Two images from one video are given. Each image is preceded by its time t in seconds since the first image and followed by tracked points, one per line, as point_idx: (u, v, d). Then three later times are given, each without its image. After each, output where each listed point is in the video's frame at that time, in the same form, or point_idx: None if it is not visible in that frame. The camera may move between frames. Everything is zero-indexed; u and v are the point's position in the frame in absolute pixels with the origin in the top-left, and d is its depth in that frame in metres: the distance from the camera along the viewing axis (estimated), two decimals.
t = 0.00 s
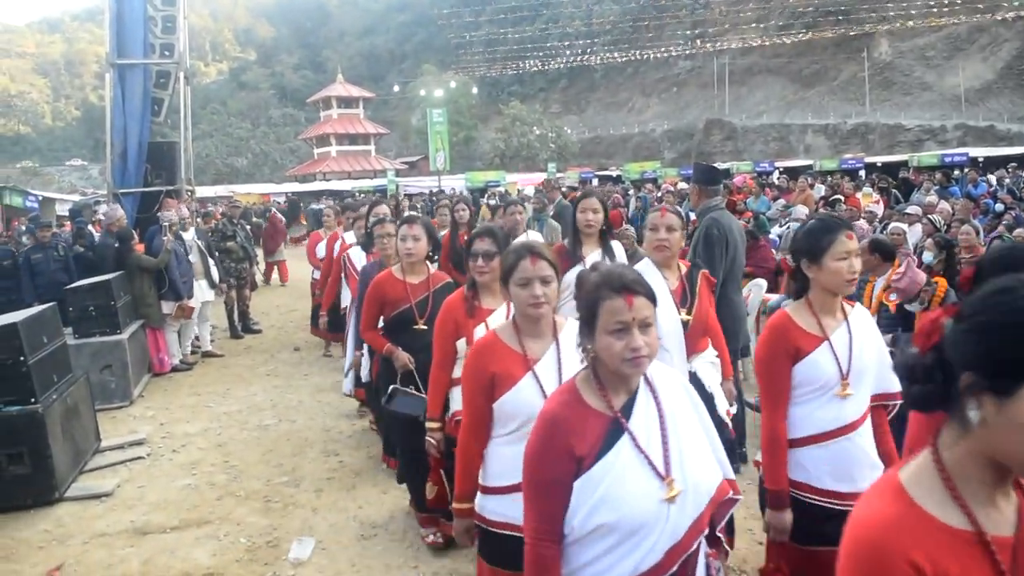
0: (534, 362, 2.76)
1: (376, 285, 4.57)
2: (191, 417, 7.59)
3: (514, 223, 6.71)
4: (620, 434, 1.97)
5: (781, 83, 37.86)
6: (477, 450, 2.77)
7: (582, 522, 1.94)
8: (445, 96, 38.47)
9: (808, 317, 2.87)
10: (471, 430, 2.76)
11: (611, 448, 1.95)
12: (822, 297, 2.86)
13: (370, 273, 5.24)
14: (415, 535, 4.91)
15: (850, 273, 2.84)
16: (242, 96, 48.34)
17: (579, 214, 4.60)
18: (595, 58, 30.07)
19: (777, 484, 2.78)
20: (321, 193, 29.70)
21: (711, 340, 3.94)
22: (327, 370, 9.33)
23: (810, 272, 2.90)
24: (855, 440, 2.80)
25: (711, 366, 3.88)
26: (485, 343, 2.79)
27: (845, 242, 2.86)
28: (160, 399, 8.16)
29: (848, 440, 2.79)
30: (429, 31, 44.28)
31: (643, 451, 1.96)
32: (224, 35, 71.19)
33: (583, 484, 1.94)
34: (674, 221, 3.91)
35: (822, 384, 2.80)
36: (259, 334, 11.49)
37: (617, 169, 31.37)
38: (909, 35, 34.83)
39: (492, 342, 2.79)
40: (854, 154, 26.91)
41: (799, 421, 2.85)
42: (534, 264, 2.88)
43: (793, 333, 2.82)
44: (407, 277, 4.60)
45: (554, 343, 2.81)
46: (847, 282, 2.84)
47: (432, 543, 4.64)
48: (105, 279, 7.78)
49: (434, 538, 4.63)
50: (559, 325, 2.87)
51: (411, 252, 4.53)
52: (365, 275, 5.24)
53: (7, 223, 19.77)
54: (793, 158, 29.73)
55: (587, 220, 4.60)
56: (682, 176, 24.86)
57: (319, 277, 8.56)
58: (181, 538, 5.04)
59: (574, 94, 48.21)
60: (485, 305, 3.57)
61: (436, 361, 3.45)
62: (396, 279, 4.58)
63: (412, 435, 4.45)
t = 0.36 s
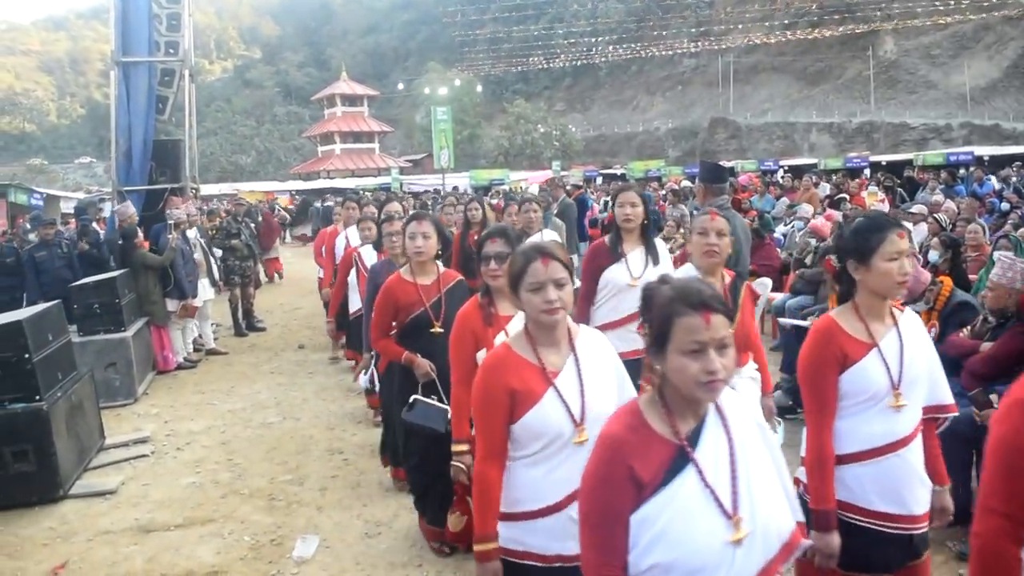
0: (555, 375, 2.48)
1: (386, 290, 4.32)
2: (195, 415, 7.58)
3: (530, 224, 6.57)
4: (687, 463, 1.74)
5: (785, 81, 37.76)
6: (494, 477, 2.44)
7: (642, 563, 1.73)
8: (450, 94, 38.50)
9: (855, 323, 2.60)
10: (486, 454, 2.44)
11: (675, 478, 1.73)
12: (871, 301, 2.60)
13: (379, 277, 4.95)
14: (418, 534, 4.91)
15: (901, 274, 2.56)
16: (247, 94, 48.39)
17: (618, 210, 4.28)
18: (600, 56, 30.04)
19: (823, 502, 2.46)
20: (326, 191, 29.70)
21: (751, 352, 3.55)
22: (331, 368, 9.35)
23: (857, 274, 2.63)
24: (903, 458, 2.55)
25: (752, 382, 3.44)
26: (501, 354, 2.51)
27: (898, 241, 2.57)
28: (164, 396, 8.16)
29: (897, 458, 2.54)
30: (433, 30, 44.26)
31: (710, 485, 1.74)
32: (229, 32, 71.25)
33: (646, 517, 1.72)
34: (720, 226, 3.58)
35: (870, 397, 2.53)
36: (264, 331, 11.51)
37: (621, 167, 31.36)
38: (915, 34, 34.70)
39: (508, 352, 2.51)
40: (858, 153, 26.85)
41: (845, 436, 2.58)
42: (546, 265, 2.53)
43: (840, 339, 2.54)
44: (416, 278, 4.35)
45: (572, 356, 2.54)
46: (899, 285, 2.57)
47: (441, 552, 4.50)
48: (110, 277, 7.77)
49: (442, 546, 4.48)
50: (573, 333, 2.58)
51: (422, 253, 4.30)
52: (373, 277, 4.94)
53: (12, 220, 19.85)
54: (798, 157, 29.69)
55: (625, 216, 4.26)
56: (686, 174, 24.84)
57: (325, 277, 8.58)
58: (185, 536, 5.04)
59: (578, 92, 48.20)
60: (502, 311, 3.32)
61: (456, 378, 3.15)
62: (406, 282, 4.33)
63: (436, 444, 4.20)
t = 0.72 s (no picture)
0: (613, 395, 2.31)
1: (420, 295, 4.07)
2: (206, 416, 7.61)
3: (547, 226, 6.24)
4: (794, 475, 1.65)
5: (796, 81, 37.59)
6: (552, 510, 2.25)
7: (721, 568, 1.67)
8: (459, 95, 38.56)
9: (915, 335, 2.53)
10: (541, 475, 2.26)
11: (783, 485, 1.65)
12: (930, 311, 2.53)
13: (389, 286, 5.11)
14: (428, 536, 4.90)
15: (962, 283, 2.49)
16: (257, 95, 48.54)
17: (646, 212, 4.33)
18: (610, 57, 30.00)
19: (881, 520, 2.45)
20: (336, 192, 29.75)
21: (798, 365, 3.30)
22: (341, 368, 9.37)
23: (915, 282, 2.57)
24: (963, 479, 2.51)
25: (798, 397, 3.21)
26: (557, 366, 2.34)
27: (961, 247, 2.50)
28: (176, 397, 8.19)
29: (960, 478, 2.50)
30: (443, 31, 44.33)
31: (818, 503, 1.64)
32: (239, 34, 71.48)
33: (738, 525, 1.65)
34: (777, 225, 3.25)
35: (929, 412, 2.48)
36: (275, 332, 11.53)
37: (631, 168, 31.29)
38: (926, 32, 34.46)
39: (565, 366, 2.34)
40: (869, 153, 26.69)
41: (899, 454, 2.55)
42: (607, 276, 2.36)
43: (896, 353, 2.50)
44: (453, 284, 4.12)
45: (630, 374, 2.37)
46: (960, 294, 2.50)
47: (451, 553, 4.41)
48: (121, 278, 7.81)
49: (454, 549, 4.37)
50: (629, 349, 2.43)
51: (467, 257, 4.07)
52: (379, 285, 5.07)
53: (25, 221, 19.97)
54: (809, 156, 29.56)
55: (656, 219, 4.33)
56: (697, 175, 24.76)
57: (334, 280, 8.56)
58: (197, 536, 5.05)
59: (588, 93, 48.16)
60: (530, 322, 3.15)
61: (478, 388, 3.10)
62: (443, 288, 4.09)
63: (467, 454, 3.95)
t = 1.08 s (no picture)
0: (670, 404, 2.20)
1: (446, 294, 3.94)
2: (209, 415, 7.61)
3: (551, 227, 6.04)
4: (877, 524, 1.53)
5: (799, 82, 37.54)
6: (592, 518, 2.21)
7: None
8: (462, 95, 38.60)
9: (978, 349, 2.35)
10: (584, 480, 2.19)
11: (861, 544, 1.52)
12: (994, 325, 2.36)
13: (391, 290, 5.04)
14: (431, 536, 4.88)
15: None
16: (260, 95, 48.59)
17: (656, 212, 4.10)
18: (613, 57, 30.01)
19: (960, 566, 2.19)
20: (338, 191, 29.75)
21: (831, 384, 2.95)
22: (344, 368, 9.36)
23: (977, 289, 2.38)
24: None
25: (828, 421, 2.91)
26: (612, 372, 2.23)
27: None
28: (178, 397, 8.19)
29: (1022, 520, 2.31)
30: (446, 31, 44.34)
31: (904, 554, 1.52)
32: (242, 34, 71.54)
33: None
34: (792, 232, 3.06)
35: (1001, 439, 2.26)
36: (277, 332, 11.54)
37: (634, 168, 31.28)
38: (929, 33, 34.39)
39: (620, 371, 2.24)
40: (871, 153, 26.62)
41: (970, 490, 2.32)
42: (680, 278, 2.24)
43: (963, 375, 2.30)
44: (481, 283, 3.97)
45: (689, 381, 2.26)
46: None
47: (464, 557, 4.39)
48: (125, 278, 7.82)
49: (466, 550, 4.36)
50: (691, 356, 2.31)
51: (497, 255, 3.92)
52: (381, 286, 5.04)
53: (28, 221, 20.00)
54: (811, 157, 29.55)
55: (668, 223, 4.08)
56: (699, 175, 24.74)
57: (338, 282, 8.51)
58: (200, 535, 5.06)
59: (590, 93, 48.15)
60: (568, 332, 2.93)
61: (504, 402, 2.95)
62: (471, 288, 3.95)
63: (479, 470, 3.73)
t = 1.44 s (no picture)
0: (725, 433, 1.98)
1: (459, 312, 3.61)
2: (220, 418, 7.65)
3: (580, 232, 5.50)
4: None
5: (809, 83, 37.49)
6: (640, 563, 2.00)
7: None
8: (472, 98, 38.67)
9: None
10: (632, 524, 1.98)
11: None
12: None
13: (415, 300, 4.74)
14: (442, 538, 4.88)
15: None
16: (270, 98, 48.78)
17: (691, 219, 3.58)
18: (622, 58, 30.02)
19: None
20: (348, 194, 29.84)
21: (864, 389, 2.93)
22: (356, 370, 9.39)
23: None
24: None
25: (865, 427, 2.92)
26: (661, 400, 2.01)
27: None
28: (190, 399, 8.23)
29: None
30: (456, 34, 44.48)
31: None
32: (252, 38, 71.86)
33: None
34: (813, 235, 2.92)
35: None
36: (288, 335, 11.59)
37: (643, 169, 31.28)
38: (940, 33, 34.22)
39: (671, 401, 2.01)
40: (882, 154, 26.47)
41: None
42: (742, 293, 2.04)
43: None
44: (496, 300, 3.63)
45: (744, 407, 2.04)
46: None
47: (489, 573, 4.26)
48: (136, 281, 7.86)
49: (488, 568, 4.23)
50: (742, 379, 2.10)
51: (509, 270, 3.62)
52: (404, 296, 4.75)
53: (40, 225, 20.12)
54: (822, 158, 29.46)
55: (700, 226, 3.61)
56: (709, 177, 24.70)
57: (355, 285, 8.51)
58: (212, 538, 5.08)
59: (600, 95, 48.20)
60: (603, 348, 2.77)
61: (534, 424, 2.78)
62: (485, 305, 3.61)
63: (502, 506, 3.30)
